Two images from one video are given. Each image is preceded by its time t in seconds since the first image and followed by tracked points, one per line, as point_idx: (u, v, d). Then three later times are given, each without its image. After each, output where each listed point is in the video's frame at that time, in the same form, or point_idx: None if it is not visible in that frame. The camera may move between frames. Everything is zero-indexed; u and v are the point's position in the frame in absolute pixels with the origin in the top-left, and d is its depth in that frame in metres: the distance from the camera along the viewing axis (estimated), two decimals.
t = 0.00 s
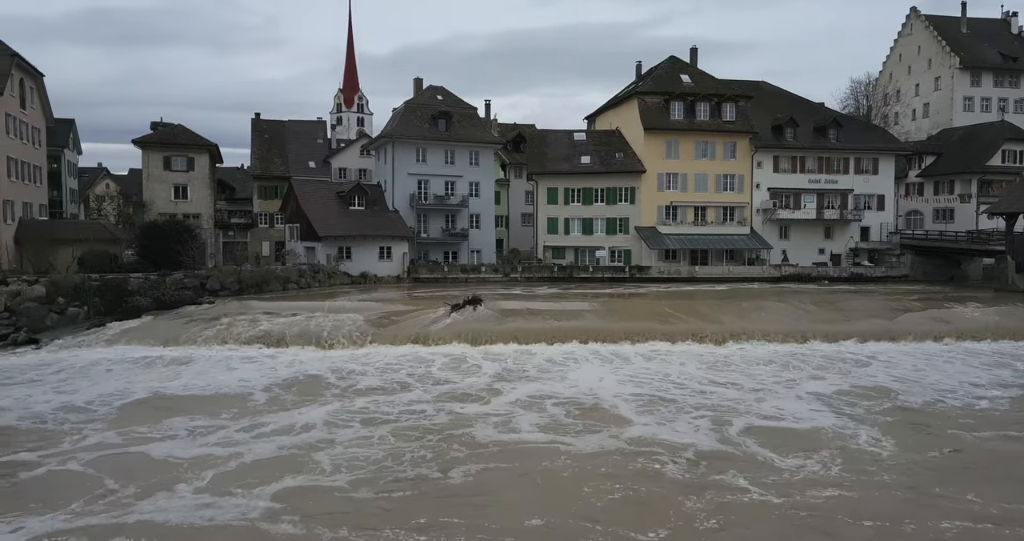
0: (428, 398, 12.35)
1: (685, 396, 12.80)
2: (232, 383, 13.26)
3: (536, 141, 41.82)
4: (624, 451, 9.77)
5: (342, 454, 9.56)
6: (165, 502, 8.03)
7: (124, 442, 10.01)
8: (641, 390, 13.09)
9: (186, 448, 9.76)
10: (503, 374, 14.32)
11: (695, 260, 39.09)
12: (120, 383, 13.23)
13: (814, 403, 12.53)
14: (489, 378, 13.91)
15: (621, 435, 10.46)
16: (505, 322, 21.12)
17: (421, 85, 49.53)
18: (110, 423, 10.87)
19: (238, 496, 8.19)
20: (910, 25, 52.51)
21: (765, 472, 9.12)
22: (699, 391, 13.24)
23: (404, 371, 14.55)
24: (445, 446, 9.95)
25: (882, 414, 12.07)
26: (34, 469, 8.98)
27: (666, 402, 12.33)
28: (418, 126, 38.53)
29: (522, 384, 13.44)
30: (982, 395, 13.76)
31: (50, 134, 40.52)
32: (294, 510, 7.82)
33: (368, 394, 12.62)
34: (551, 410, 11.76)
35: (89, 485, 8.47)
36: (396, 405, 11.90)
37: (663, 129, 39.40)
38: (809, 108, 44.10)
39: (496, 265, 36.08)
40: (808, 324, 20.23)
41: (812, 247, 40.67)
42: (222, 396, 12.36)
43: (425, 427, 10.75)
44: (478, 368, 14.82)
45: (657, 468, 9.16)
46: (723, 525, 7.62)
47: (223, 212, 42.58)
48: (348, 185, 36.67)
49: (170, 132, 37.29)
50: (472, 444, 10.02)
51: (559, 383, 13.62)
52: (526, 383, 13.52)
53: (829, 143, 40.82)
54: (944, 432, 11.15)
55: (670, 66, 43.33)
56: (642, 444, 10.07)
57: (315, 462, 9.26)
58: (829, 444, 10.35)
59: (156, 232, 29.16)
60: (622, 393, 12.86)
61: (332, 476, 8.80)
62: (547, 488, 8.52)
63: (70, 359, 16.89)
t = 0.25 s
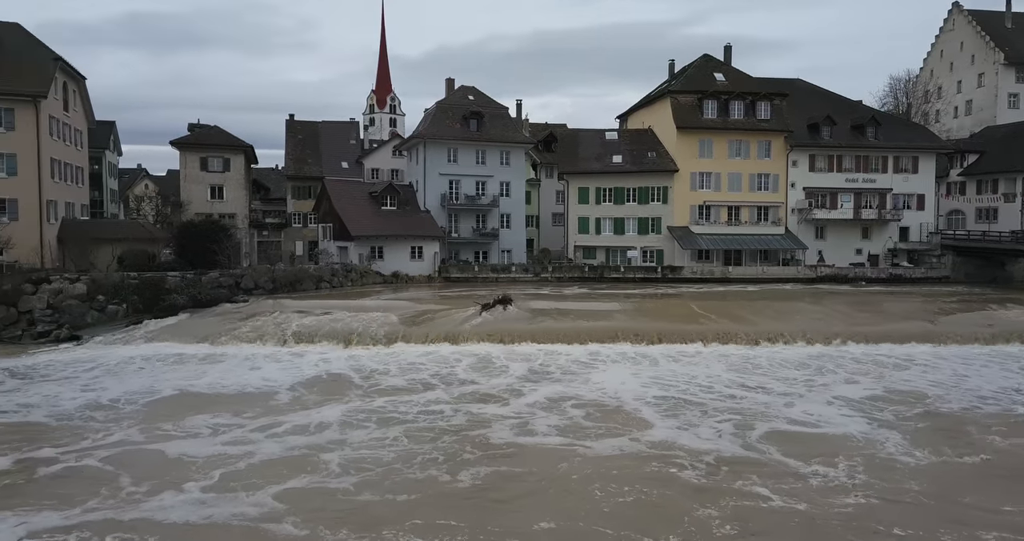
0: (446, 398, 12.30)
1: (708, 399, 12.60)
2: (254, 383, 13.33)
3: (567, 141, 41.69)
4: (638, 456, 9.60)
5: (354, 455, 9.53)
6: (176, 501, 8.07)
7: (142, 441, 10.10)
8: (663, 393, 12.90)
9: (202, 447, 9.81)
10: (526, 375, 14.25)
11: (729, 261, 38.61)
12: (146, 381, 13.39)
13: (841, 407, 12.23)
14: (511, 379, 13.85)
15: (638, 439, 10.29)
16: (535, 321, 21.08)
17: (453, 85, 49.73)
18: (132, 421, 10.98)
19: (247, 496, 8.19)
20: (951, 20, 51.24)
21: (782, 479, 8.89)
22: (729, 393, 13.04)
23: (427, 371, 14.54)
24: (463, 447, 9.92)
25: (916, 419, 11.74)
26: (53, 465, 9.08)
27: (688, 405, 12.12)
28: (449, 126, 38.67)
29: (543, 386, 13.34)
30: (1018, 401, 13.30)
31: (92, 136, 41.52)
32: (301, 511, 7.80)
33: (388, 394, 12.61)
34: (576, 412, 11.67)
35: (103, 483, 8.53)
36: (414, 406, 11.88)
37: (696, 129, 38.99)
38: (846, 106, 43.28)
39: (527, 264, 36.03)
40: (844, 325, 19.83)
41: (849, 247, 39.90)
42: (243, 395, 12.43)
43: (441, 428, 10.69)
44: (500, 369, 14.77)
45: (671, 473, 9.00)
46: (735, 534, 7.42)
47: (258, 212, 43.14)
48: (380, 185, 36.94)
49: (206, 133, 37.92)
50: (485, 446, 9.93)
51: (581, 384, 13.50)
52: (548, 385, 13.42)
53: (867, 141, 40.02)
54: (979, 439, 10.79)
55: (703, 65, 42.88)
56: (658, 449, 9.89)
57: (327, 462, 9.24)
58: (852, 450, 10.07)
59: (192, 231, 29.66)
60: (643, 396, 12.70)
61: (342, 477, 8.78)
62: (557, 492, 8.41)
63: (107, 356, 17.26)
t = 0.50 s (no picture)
0: (466, 400, 12.21)
1: (732, 404, 12.37)
2: (276, 382, 13.38)
3: (598, 141, 41.49)
4: (653, 461, 9.41)
5: (367, 456, 9.46)
6: (188, 499, 8.06)
7: (160, 438, 10.15)
8: (685, 397, 12.69)
9: (218, 445, 9.83)
10: (548, 376, 14.15)
11: (763, 261, 38.08)
12: (170, 379, 13.51)
13: (869, 414, 11.89)
14: (533, 381, 13.74)
15: (656, 444, 10.09)
16: (566, 322, 21.02)
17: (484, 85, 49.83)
18: (153, 418, 11.05)
19: (257, 496, 8.16)
20: (995, 15, 49.89)
21: (802, 487, 8.63)
22: (759, 397, 12.82)
23: (450, 372, 14.51)
24: (480, 447, 9.86)
25: (951, 427, 11.39)
26: (71, 461, 9.14)
27: (710, 410, 11.89)
28: (480, 126, 38.74)
29: (564, 388, 13.20)
30: None
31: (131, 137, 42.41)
32: (309, 512, 7.73)
33: (408, 394, 12.58)
34: (601, 414, 11.54)
35: (117, 480, 8.56)
36: (432, 407, 11.82)
37: (729, 127, 38.49)
38: (884, 104, 42.38)
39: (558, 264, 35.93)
40: (881, 328, 19.40)
41: (887, 248, 39.08)
42: (264, 394, 12.47)
43: (460, 429, 10.62)
44: (523, 371, 14.67)
45: (687, 479, 8.80)
46: None
47: (292, 212, 43.65)
48: (412, 185, 37.12)
49: (241, 134, 38.47)
50: (499, 448, 9.81)
51: (603, 387, 13.34)
52: (570, 387, 13.29)
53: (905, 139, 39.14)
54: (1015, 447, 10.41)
55: (737, 63, 42.35)
56: (676, 455, 9.68)
57: (339, 463, 9.19)
58: (877, 458, 9.75)
59: (228, 231, 30.12)
60: (665, 400, 12.49)
61: (355, 476, 8.75)
62: (570, 496, 8.26)
63: (139, 354, 17.55)
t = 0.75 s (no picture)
0: (484, 401, 12.16)
1: (756, 408, 12.14)
2: (297, 382, 13.45)
3: (630, 140, 41.23)
4: (669, 466, 9.23)
5: (381, 457, 9.42)
6: (200, 497, 8.08)
7: (179, 436, 10.22)
8: (707, 402, 12.49)
9: (234, 444, 9.87)
10: (570, 378, 14.04)
11: (797, 262, 37.53)
12: (195, 378, 13.64)
13: (898, 420, 11.57)
14: (554, 383, 13.64)
15: (676, 449, 9.92)
16: (596, 322, 20.93)
17: (515, 85, 49.83)
18: (174, 416, 11.15)
19: (269, 494, 8.15)
20: None
21: (823, 495, 8.39)
22: (789, 401, 12.59)
23: (472, 373, 14.48)
24: (499, 448, 9.83)
25: (987, 435, 11.05)
26: (90, 457, 9.25)
27: (731, 415, 11.67)
28: (511, 126, 38.75)
29: (585, 390, 13.08)
30: None
31: (169, 139, 43.26)
32: (319, 512, 7.70)
33: (427, 395, 12.57)
34: (626, 417, 11.44)
35: (138, 475, 8.70)
36: (451, 408, 11.78)
37: (763, 126, 37.95)
38: (924, 101, 41.40)
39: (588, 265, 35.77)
40: (920, 331, 18.92)
41: (926, 249, 38.21)
42: (285, 393, 12.53)
43: (480, 431, 10.60)
44: (548, 372, 14.61)
45: (704, 486, 8.60)
46: None
47: (325, 212, 44.08)
48: (442, 185, 37.27)
49: (276, 135, 38.99)
50: (514, 451, 9.71)
51: (625, 389, 13.19)
52: (591, 389, 13.16)
53: (946, 138, 38.19)
54: None
55: (772, 61, 41.74)
56: (693, 460, 9.49)
57: (352, 463, 9.16)
58: (904, 466, 9.45)
59: (262, 230, 30.53)
60: (686, 404, 12.30)
61: (371, 475, 8.77)
62: (582, 500, 8.12)
63: (173, 351, 17.90)
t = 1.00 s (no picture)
0: (503, 403, 12.10)
1: (781, 413, 11.91)
2: (319, 381, 13.52)
3: (662, 139, 40.90)
4: (685, 472, 9.07)
5: (395, 458, 9.41)
6: (214, 495, 8.13)
7: (198, 434, 10.34)
8: (729, 406, 12.30)
9: (253, 443, 9.94)
10: (592, 380, 13.94)
11: (833, 263, 36.92)
12: (220, 376, 13.81)
13: (930, 427, 11.27)
14: (576, 385, 13.55)
15: (696, 453, 9.78)
16: (627, 322, 20.82)
17: (546, 85, 49.74)
18: (195, 414, 11.28)
19: (283, 493, 8.21)
20: None
21: (845, 502, 8.19)
22: (820, 406, 12.35)
23: (494, 374, 14.46)
24: (516, 450, 9.79)
25: None
26: (110, 454, 9.38)
27: (753, 421, 11.47)
28: (542, 126, 38.69)
29: (606, 393, 12.98)
30: None
31: (205, 141, 44.02)
32: (328, 512, 7.71)
33: (447, 396, 12.56)
34: (649, 420, 11.31)
35: (157, 472, 8.83)
36: (469, 409, 11.76)
37: (798, 125, 37.33)
38: (966, 98, 40.36)
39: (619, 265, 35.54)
40: (959, 334, 18.43)
41: (967, 249, 37.30)
42: (307, 393, 12.61)
43: (499, 432, 10.57)
44: (573, 373, 14.54)
45: (720, 493, 8.42)
46: None
47: (357, 212, 44.48)
48: (473, 185, 37.35)
49: (309, 136, 39.43)
50: (528, 454, 9.63)
51: (646, 392, 13.04)
52: (612, 392, 13.05)
53: (988, 136, 37.21)
54: None
55: (808, 58, 41.07)
56: (711, 466, 9.33)
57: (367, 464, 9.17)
58: (930, 474, 9.17)
59: (295, 231, 30.89)
60: (707, 408, 12.12)
61: (386, 476, 8.79)
62: (594, 505, 8.00)
63: (204, 349, 18.20)
